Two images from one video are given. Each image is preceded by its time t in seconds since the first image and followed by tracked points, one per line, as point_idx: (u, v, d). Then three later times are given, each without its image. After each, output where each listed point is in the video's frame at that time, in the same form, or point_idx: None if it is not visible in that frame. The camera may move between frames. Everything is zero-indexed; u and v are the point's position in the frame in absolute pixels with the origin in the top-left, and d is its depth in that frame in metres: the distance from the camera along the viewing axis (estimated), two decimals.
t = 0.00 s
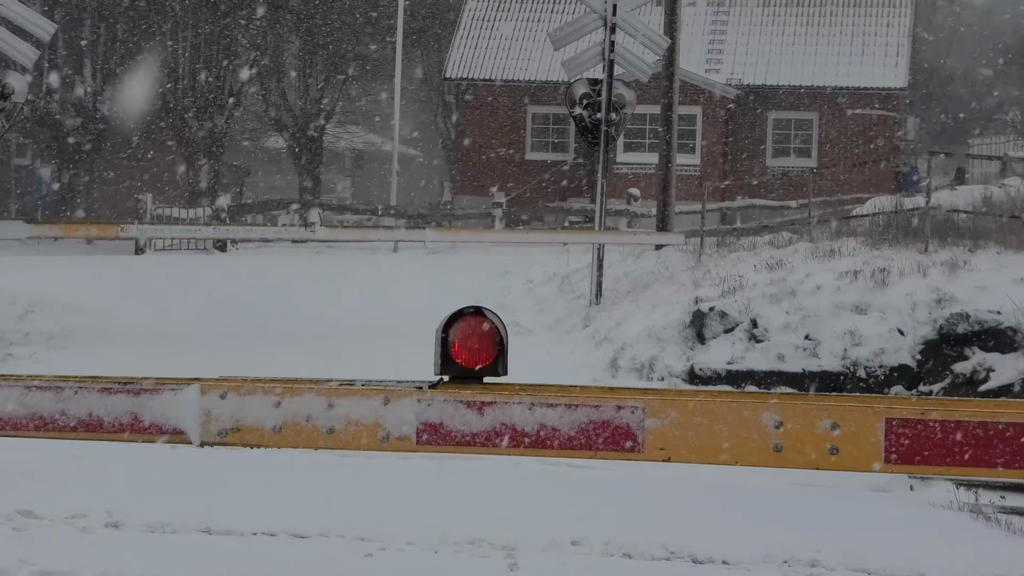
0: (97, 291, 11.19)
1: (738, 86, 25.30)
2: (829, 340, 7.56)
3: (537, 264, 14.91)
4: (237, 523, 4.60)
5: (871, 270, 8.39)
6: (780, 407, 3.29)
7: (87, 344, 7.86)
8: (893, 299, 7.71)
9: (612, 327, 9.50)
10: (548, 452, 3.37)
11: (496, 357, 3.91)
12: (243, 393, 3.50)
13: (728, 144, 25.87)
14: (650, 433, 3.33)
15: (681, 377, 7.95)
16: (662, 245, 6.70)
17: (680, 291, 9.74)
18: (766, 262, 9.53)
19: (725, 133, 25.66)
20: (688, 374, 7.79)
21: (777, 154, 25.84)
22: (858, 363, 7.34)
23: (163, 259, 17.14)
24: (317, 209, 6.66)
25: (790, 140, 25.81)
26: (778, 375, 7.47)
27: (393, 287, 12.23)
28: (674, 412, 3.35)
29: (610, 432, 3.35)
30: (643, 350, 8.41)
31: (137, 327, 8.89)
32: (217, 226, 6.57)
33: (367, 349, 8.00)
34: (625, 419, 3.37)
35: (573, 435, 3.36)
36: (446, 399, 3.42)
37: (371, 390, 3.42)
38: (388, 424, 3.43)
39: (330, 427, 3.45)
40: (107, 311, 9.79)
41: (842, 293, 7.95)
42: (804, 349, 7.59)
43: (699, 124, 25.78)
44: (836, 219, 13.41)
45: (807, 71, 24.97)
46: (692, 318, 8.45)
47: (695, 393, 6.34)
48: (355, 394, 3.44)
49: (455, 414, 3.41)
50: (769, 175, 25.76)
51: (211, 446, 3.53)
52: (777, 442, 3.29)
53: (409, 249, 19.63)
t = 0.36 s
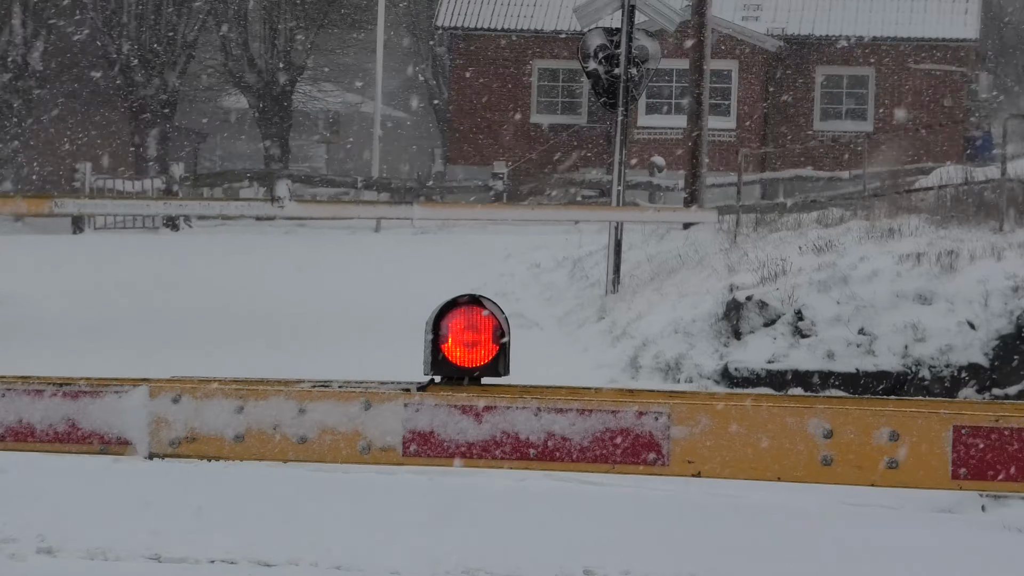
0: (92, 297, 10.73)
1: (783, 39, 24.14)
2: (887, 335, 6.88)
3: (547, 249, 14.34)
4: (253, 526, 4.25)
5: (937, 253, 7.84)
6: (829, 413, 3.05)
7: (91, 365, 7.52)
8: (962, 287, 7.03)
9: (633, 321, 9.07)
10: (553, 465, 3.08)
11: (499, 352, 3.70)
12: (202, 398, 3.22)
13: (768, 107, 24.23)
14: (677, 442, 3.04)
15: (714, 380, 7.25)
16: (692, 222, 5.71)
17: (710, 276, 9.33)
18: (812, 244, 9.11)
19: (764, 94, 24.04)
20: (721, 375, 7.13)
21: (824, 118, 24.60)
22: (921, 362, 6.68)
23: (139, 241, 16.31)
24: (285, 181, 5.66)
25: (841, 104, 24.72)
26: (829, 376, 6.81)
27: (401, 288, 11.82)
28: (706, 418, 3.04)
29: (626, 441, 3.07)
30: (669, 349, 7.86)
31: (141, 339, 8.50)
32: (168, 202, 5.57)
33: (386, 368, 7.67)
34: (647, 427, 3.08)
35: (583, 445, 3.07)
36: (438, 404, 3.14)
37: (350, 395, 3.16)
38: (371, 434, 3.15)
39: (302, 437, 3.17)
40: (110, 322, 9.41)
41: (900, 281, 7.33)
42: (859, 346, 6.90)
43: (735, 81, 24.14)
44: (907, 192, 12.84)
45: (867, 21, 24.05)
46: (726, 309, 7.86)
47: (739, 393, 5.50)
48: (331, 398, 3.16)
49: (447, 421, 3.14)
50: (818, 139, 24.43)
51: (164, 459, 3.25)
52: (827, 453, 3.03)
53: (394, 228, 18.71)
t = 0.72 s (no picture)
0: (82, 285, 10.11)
1: None
2: (965, 329, 6.22)
3: (563, 226, 13.58)
4: (238, 544, 3.89)
5: None
6: (892, 420, 2.68)
7: (91, 363, 6.99)
8: None
9: (665, 310, 8.54)
10: (574, 480, 2.68)
11: (504, 346, 3.11)
12: (150, 401, 2.82)
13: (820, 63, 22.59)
14: (714, 454, 2.67)
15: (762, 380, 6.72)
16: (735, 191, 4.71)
17: (757, 258, 8.88)
18: (877, 220, 8.69)
19: (820, 47, 22.46)
20: (771, 375, 6.60)
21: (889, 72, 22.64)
22: (1005, 361, 5.92)
23: (112, 218, 15.45)
24: (253, 144, 4.82)
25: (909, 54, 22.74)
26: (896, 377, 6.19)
27: (412, 267, 11.19)
28: (749, 426, 2.68)
29: (658, 454, 2.68)
30: (709, 344, 7.38)
31: (139, 335, 7.91)
32: (110, 168, 4.71)
33: (406, 364, 7.16)
34: (683, 436, 2.70)
35: (607, 458, 2.68)
36: (434, 408, 2.73)
37: (328, 398, 2.76)
38: (354, 443, 2.75)
39: (271, 447, 2.78)
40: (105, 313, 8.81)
41: (978, 265, 6.78)
42: (932, 342, 6.27)
43: (784, 30, 22.44)
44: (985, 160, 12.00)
45: None
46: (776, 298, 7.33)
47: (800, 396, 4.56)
48: (306, 400, 2.77)
49: (445, 428, 2.73)
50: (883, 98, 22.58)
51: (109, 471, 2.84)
52: (892, 468, 2.66)
53: (377, 201, 17.64)
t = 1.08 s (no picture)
0: (85, 269, 9.98)
1: None
2: (991, 316, 6.15)
3: (578, 208, 13.42)
4: (232, 541, 3.69)
5: None
6: (918, 408, 2.43)
7: (98, 350, 6.88)
8: None
9: (682, 295, 8.42)
10: (586, 472, 2.46)
11: (516, 331, 2.92)
12: (151, 385, 2.59)
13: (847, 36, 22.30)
14: (734, 445, 2.43)
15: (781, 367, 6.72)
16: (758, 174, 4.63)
17: (777, 243, 8.76)
18: (902, 203, 8.56)
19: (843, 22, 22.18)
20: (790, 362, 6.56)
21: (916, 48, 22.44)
22: None
23: (116, 199, 15.23)
24: (253, 122, 4.61)
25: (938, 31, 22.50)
26: (921, 365, 6.15)
27: (423, 250, 11.05)
28: (769, 414, 2.45)
29: (674, 445, 2.45)
30: (726, 332, 7.29)
31: (146, 320, 7.78)
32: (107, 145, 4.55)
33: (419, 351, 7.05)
34: (698, 426, 2.47)
35: (622, 450, 2.45)
36: (443, 395, 2.50)
37: (333, 385, 2.52)
38: (360, 432, 2.51)
39: (276, 435, 2.54)
40: (111, 297, 8.70)
41: (1006, 249, 6.65)
42: (957, 329, 6.21)
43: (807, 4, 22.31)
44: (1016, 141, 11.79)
45: None
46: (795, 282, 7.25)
47: (826, 385, 4.51)
48: (309, 388, 2.53)
49: (454, 416, 2.50)
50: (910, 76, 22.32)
51: (109, 461, 2.60)
52: (915, 459, 2.42)
53: (384, 182, 17.49)
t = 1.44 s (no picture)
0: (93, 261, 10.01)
1: None
2: (1000, 309, 6.18)
3: (588, 201, 13.43)
4: (243, 531, 3.72)
5: None
6: (924, 400, 2.43)
7: (108, 342, 6.90)
8: None
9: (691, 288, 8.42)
10: (596, 465, 2.45)
11: (526, 324, 2.93)
12: (160, 377, 2.57)
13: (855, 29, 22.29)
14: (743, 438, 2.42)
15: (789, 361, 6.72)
16: (762, 165, 4.56)
17: (786, 235, 8.76)
18: (910, 197, 8.54)
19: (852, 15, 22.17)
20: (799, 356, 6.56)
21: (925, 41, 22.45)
22: None
23: (125, 190, 15.28)
24: (264, 114, 4.65)
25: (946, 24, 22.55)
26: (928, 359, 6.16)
27: (431, 243, 11.07)
28: (778, 408, 2.44)
29: (681, 438, 2.45)
30: (736, 325, 7.29)
31: (159, 310, 7.83)
32: (123, 140, 4.63)
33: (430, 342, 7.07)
34: (707, 419, 2.46)
35: (632, 442, 2.45)
36: (452, 388, 2.49)
37: (341, 376, 2.52)
38: (369, 424, 2.50)
39: (284, 427, 2.53)
40: (121, 288, 8.74)
41: (1015, 243, 6.64)
42: (965, 323, 6.23)
43: None
44: None
45: None
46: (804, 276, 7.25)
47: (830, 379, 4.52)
48: (318, 379, 2.52)
49: (462, 409, 2.49)
50: (919, 69, 22.34)
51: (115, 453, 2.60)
52: (924, 452, 2.42)
53: (392, 174, 17.47)
